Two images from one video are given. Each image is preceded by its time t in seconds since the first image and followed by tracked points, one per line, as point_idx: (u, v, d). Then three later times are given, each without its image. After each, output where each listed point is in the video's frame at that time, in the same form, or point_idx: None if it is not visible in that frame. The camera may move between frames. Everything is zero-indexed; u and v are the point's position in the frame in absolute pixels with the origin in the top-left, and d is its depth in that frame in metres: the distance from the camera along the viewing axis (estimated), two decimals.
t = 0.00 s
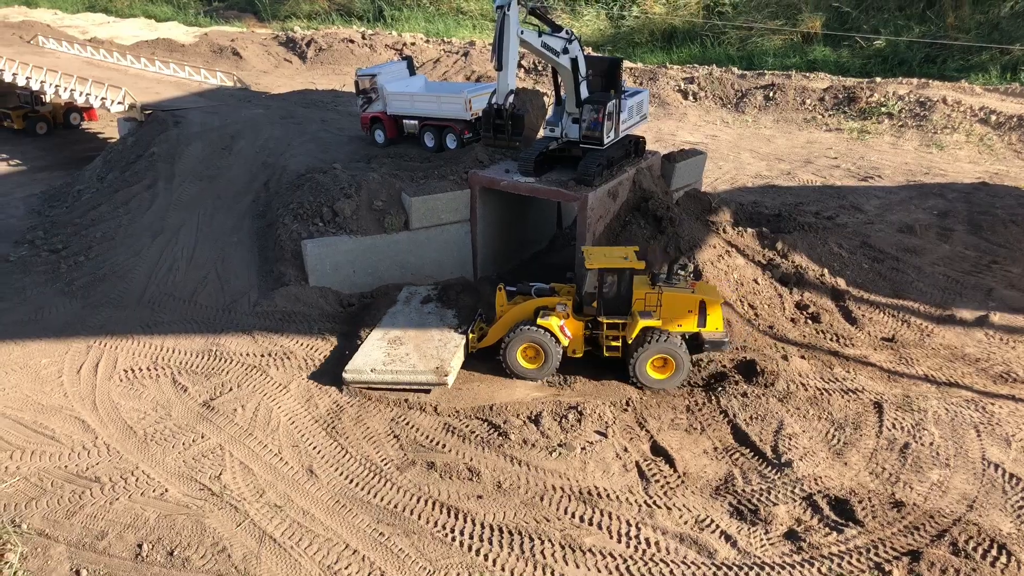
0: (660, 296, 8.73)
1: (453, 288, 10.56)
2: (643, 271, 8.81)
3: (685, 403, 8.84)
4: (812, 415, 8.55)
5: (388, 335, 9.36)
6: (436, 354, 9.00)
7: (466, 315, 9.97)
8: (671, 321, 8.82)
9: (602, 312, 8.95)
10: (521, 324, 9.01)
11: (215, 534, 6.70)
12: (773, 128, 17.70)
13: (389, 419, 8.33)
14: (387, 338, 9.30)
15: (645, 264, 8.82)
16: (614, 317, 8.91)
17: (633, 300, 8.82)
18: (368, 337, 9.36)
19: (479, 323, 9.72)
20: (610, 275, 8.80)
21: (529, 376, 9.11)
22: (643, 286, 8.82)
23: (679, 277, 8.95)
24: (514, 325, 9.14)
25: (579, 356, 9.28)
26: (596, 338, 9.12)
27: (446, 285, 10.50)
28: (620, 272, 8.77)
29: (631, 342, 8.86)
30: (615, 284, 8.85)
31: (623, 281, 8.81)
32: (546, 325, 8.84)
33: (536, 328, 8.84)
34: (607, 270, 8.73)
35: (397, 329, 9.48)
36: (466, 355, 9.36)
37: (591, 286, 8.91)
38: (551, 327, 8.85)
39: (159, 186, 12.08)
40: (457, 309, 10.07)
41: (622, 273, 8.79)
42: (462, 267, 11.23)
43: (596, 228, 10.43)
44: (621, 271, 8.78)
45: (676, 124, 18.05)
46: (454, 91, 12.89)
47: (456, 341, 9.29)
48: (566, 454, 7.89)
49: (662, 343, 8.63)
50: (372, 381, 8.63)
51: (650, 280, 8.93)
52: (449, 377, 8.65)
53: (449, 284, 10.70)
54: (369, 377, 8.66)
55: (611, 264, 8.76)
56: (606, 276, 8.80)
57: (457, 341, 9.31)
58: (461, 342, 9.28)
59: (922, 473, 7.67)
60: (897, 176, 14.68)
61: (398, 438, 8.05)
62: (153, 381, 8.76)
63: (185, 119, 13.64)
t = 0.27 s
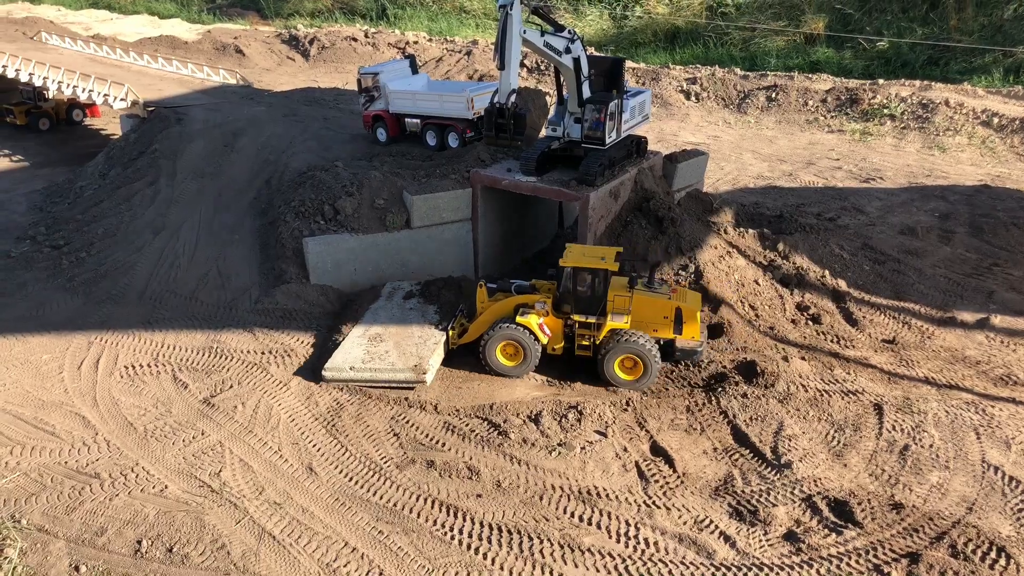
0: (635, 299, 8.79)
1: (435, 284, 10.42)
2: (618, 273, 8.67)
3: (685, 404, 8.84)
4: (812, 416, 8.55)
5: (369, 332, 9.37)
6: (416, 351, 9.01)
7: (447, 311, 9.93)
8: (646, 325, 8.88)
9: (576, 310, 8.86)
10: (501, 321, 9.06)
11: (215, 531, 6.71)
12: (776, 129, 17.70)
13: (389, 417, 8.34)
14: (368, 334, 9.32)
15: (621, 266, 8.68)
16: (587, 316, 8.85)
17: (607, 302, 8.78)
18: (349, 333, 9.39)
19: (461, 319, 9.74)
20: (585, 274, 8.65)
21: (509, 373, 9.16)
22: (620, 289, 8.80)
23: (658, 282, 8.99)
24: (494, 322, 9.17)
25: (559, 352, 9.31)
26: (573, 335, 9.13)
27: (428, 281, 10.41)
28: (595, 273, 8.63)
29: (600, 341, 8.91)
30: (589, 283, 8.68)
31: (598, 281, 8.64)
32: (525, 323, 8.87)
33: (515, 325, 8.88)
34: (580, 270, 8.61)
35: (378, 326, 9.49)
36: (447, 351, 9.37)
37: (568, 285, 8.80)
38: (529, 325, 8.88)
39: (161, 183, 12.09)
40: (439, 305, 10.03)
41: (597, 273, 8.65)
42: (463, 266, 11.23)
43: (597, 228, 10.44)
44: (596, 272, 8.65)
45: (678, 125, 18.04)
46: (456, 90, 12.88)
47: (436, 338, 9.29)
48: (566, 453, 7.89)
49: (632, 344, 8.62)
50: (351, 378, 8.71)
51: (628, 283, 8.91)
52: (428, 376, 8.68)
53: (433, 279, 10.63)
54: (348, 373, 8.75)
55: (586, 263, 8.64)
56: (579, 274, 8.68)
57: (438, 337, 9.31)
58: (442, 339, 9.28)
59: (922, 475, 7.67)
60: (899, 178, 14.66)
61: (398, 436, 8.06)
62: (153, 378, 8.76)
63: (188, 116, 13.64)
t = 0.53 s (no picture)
0: (613, 299, 8.82)
1: (419, 282, 10.41)
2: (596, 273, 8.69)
3: (682, 404, 8.85)
4: (809, 418, 8.55)
5: (354, 331, 9.38)
6: (400, 350, 9.03)
7: (431, 310, 9.93)
8: (622, 325, 8.94)
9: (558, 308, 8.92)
10: (485, 319, 9.12)
11: (211, 529, 6.70)
12: (775, 130, 17.70)
13: (386, 416, 8.33)
14: (352, 334, 9.33)
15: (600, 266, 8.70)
16: (565, 314, 8.92)
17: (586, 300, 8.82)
18: (332, 333, 9.39)
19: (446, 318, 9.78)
20: (564, 272, 8.74)
21: (494, 372, 9.19)
22: (599, 288, 8.83)
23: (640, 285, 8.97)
24: (479, 320, 9.23)
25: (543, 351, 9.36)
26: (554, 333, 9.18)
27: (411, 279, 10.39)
28: (574, 271, 8.69)
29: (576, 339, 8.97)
30: (568, 281, 8.75)
31: (577, 280, 8.71)
32: (510, 321, 8.92)
33: (500, 323, 8.93)
34: (558, 268, 8.72)
35: (362, 325, 9.50)
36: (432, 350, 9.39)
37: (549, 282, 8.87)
38: (514, 323, 8.92)
39: (159, 180, 12.07)
40: (423, 304, 10.02)
41: (575, 271, 8.70)
42: (462, 265, 11.22)
43: (596, 228, 10.45)
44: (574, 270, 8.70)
45: (678, 125, 18.03)
46: (456, 89, 12.87)
47: (420, 336, 9.33)
48: (563, 453, 7.89)
49: (605, 343, 8.64)
50: (336, 378, 8.72)
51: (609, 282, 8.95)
52: (413, 374, 8.71)
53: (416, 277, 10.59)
54: (333, 373, 8.75)
55: (564, 261, 8.71)
56: (559, 272, 8.77)
57: (422, 336, 9.35)
58: (426, 337, 9.31)
59: (918, 477, 7.68)
60: (898, 180, 14.67)
61: (395, 436, 8.05)
62: (150, 375, 8.75)
63: (187, 113, 13.61)
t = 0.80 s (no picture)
0: (595, 299, 8.81)
1: (405, 277, 10.35)
2: (581, 272, 8.75)
3: (682, 403, 8.83)
4: (808, 417, 8.54)
5: (341, 327, 9.34)
6: (389, 348, 9.01)
7: (418, 306, 9.89)
8: (605, 326, 8.90)
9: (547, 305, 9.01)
10: (474, 316, 9.14)
11: (209, 525, 6.69)
12: (775, 129, 17.67)
13: (385, 414, 8.32)
14: (340, 330, 9.29)
15: (585, 266, 8.74)
16: (549, 311, 9.00)
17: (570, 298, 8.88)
18: (320, 329, 9.34)
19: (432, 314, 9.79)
20: (550, 270, 8.79)
21: (482, 369, 9.18)
22: (583, 287, 8.86)
23: (626, 287, 8.91)
24: (468, 317, 9.27)
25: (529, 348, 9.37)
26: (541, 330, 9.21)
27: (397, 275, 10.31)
28: (559, 269, 8.76)
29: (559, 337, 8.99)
30: (553, 278, 8.82)
31: (562, 278, 8.79)
32: (500, 319, 8.96)
33: (489, 320, 8.94)
34: (544, 264, 8.75)
35: (350, 321, 9.46)
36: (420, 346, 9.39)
37: (536, 279, 8.94)
38: (503, 320, 8.96)
39: (159, 176, 12.04)
40: (409, 300, 9.98)
41: (561, 269, 8.77)
42: (462, 262, 11.19)
43: (596, 225, 10.44)
44: (560, 268, 8.76)
45: (678, 123, 18.00)
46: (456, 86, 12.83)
47: (409, 333, 9.31)
48: (562, 451, 7.88)
49: (582, 342, 8.64)
50: (324, 376, 8.69)
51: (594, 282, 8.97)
52: (402, 372, 8.72)
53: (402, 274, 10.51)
54: (320, 371, 8.72)
55: (551, 259, 8.75)
56: (545, 269, 8.82)
57: (410, 332, 9.33)
58: (414, 334, 9.30)
59: (917, 477, 7.67)
60: (898, 179, 14.65)
61: (394, 433, 8.04)
62: (149, 372, 8.74)
63: (187, 109, 13.57)
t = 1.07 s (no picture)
0: (563, 294, 8.93)
1: (377, 268, 10.22)
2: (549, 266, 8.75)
3: (681, 398, 8.83)
4: (808, 413, 8.54)
5: (315, 321, 9.28)
6: (363, 343, 8.99)
7: (392, 299, 9.82)
8: (571, 321, 9.00)
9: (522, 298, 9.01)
10: (449, 309, 9.15)
11: (208, 519, 6.69)
12: (776, 125, 17.64)
13: (385, 408, 8.32)
14: (313, 324, 9.22)
15: (554, 260, 8.73)
16: (517, 304, 9.06)
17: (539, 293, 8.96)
18: (292, 322, 9.25)
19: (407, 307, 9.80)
20: (520, 262, 8.80)
21: (456, 362, 9.20)
22: (552, 281, 8.99)
23: (594, 283, 9.02)
24: (442, 309, 9.28)
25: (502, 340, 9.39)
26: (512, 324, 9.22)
27: (370, 266, 10.18)
28: (529, 263, 8.75)
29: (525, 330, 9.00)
30: (523, 272, 8.83)
31: (533, 271, 8.80)
32: (474, 312, 8.97)
33: (464, 314, 8.94)
34: (515, 257, 8.77)
35: (323, 314, 9.39)
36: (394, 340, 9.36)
37: (508, 272, 8.94)
38: (478, 313, 8.98)
39: (158, 170, 12.02)
40: (382, 292, 9.89)
41: (531, 263, 8.77)
42: (462, 258, 11.18)
43: (595, 221, 10.44)
44: (530, 262, 8.77)
45: (679, 119, 17.97)
46: (456, 81, 12.81)
47: (383, 326, 9.27)
48: (561, 446, 7.88)
49: (546, 335, 8.68)
50: (298, 372, 8.64)
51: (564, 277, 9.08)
52: (378, 368, 8.73)
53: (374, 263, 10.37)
54: (295, 367, 8.65)
55: (522, 252, 8.79)
56: (515, 262, 8.82)
57: (384, 326, 9.29)
58: (388, 328, 9.26)
59: (916, 473, 7.67)
60: (899, 176, 14.63)
61: (393, 427, 8.04)
62: (148, 365, 8.74)
63: (187, 103, 13.55)
